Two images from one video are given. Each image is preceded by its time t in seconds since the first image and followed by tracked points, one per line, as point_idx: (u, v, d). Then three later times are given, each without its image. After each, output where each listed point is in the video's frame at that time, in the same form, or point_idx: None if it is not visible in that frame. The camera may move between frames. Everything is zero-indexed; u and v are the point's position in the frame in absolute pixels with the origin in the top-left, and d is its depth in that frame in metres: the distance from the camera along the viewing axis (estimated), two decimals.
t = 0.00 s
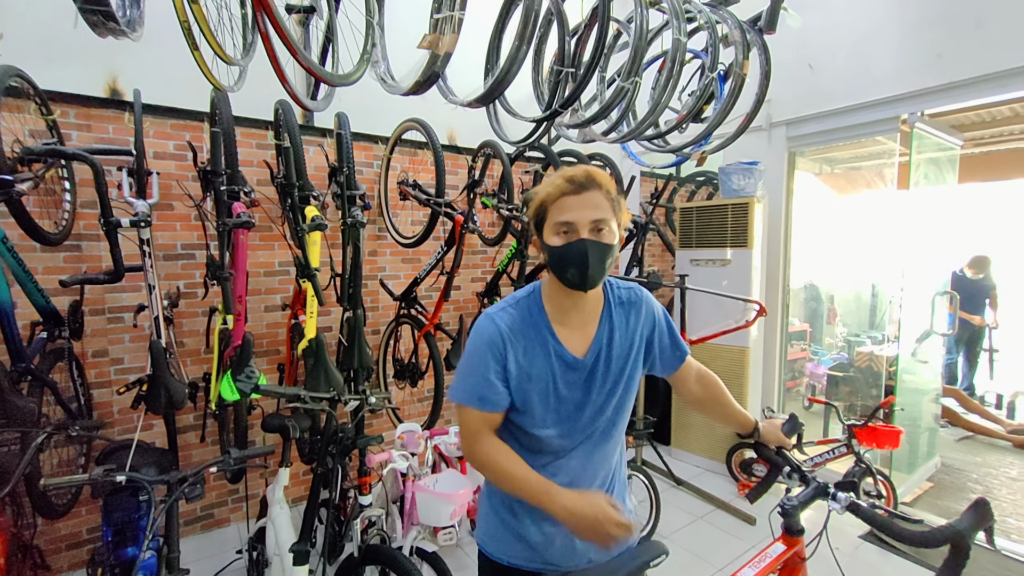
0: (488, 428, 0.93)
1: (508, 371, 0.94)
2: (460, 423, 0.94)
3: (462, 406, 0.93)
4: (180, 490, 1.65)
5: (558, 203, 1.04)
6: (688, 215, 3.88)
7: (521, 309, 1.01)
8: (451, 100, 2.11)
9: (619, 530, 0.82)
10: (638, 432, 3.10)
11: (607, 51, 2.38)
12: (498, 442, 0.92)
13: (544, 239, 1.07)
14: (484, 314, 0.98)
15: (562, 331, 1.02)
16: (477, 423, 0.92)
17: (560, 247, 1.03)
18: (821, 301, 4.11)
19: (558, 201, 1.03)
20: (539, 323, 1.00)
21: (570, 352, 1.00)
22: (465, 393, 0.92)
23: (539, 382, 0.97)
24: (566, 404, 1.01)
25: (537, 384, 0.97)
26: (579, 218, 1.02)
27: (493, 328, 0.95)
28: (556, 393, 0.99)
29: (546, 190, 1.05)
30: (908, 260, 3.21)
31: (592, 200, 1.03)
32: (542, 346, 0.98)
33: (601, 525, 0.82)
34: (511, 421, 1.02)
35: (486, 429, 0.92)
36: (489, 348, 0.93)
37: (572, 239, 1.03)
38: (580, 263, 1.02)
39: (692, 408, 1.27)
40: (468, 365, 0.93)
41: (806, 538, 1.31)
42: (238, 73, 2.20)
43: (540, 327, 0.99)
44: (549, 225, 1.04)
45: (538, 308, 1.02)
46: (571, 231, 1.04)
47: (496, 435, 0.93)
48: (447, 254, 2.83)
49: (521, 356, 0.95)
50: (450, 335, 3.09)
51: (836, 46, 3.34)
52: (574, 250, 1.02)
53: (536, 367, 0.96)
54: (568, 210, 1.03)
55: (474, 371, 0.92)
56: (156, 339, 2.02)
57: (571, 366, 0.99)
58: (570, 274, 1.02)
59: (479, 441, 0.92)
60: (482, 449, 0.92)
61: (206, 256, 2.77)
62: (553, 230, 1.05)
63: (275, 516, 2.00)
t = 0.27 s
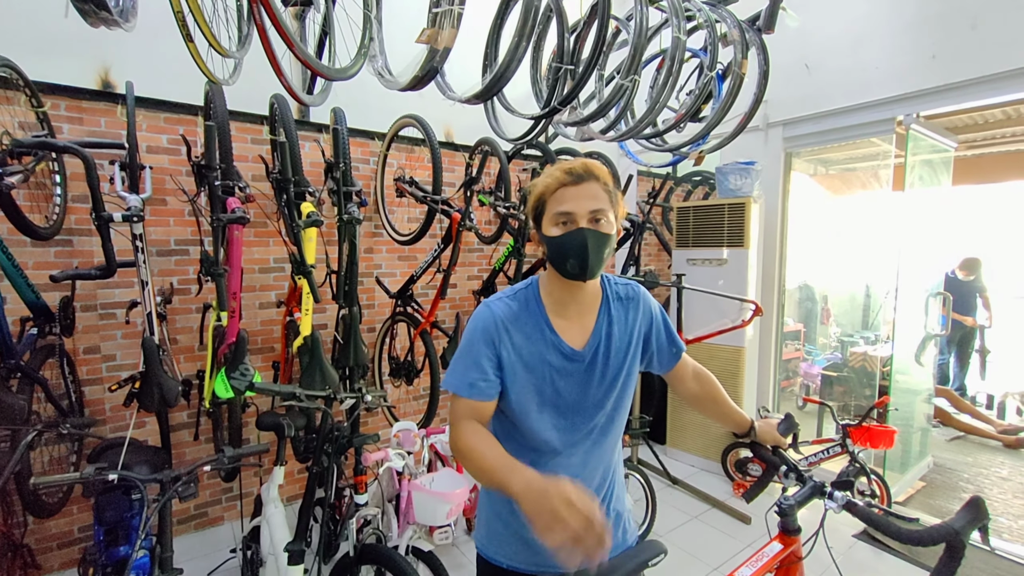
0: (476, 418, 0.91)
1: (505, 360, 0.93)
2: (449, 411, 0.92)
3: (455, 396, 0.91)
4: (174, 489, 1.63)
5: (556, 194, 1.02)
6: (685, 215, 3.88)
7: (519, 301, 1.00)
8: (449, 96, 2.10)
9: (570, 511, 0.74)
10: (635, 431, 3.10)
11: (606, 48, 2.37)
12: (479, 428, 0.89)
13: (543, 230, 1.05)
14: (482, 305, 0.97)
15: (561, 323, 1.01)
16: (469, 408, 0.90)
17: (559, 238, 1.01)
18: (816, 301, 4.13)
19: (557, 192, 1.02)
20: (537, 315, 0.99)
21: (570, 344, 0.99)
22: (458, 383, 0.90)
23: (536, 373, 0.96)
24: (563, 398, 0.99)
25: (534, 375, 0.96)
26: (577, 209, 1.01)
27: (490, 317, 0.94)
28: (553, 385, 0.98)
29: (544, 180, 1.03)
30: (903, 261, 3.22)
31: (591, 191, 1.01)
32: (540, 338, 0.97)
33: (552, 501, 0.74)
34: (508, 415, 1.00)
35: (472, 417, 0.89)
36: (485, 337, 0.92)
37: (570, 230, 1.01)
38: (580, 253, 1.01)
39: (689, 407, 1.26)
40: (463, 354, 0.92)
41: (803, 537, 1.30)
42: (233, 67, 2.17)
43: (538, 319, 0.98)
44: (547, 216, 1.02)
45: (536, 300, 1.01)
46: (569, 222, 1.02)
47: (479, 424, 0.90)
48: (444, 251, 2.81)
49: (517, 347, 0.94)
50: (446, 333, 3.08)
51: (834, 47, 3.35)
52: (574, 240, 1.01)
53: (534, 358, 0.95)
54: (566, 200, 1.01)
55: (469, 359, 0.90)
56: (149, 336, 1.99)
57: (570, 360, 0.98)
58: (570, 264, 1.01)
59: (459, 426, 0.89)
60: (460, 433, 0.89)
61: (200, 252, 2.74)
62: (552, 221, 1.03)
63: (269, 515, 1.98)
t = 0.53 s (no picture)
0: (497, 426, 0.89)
1: (504, 361, 0.92)
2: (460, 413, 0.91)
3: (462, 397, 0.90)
4: (173, 489, 1.62)
5: (558, 199, 1.03)
6: (684, 216, 3.89)
7: (518, 302, 0.99)
8: (451, 96, 2.09)
9: None
10: (633, 432, 3.10)
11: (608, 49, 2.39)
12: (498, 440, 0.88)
13: (542, 233, 1.07)
14: (481, 305, 0.97)
15: (558, 325, 1.01)
16: (470, 413, 0.89)
17: (558, 242, 1.02)
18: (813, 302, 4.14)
19: (557, 197, 1.03)
20: (535, 316, 0.99)
21: (566, 347, 0.98)
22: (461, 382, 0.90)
23: (534, 375, 0.95)
24: (559, 400, 0.99)
25: (531, 377, 0.95)
26: (578, 214, 1.02)
27: (490, 317, 0.94)
28: (550, 387, 0.97)
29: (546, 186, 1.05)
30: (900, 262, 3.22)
31: (592, 198, 1.02)
32: (538, 340, 0.97)
33: None
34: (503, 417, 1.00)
35: (491, 427, 0.88)
36: (485, 336, 0.91)
37: (569, 235, 1.03)
38: (577, 257, 1.01)
39: (685, 409, 1.26)
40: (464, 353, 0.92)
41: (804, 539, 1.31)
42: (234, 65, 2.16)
43: (536, 320, 0.98)
44: (547, 220, 1.04)
45: (534, 301, 1.01)
46: (568, 227, 1.03)
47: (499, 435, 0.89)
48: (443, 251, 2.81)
49: (516, 348, 0.94)
50: (445, 333, 3.07)
51: (833, 49, 3.36)
52: (572, 244, 1.02)
53: (531, 361, 0.94)
54: (566, 205, 1.02)
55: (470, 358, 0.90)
56: (147, 335, 1.98)
57: (566, 362, 0.98)
58: (565, 267, 1.01)
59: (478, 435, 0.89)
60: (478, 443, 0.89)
61: (198, 251, 2.72)
62: (552, 224, 1.04)
63: (268, 515, 1.96)
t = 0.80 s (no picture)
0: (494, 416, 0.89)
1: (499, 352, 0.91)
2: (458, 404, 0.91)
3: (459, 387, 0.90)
4: (165, 488, 1.60)
5: (579, 197, 1.01)
6: (677, 210, 3.90)
7: (513, 294, 0.99)
8: (445, 89, 2.07)
9: None
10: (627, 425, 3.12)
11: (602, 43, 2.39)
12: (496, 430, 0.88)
13: (556, 228, 1.04)
14: (476, 295, 0.97)
15: (552, 318, 1.01)
16: (467, 401, 0.89)
17: (572, 241, 1.01)
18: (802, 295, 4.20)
19: (581, 196, 1.01)
20: (529, 309, 0.98)
21: (558, 340, 0.98)
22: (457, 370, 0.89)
23: (527, 367, 0.95)
24: (552, 393, 0.98)
25: (524, 368, 0.95)
26: (598, 217, 1.00)
27: (485, 307, 0.94)
28: (542, 379, 0.97)
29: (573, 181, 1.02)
30: (888, 256, 3.27)
31: (612, 205, 1.01)
32: (532, 331, 0.97)
33: None
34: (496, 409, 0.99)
35: (488, 418, 0.88)
36: (480, 326, 0.91)
37: (584, 236, 1.01)
38: (584, 259, 1.00)
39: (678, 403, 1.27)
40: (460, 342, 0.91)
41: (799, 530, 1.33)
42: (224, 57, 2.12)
43: (530, 313, 0.98)
44: (565, 216, 1.02)
45: (529, 293, 1.01)
46: (584, 227, 1.01)
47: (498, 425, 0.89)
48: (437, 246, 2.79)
49: (511, 339, 0.94)
50: (439, 328, 3.06)
51: (824, 45, 3.37)
52: (585, 246, 1.00)
53: (524, 354, 0.94)
54: (589, 207, 1.01)
55: (466, 348, 0.90)
56: (136, 332, 1.94)
57: (558, 354, 0.97)
58: (569, 268, 1.00)
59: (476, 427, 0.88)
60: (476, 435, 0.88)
61: (187, 246, 2.68)
62: (567, 221, 1.02)
63: (262, 512, 1.95)
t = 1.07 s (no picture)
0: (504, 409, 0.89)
1: (510, 346, 0.91)
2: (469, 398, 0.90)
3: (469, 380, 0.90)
4: (172, 485, 1.60)
5: (608, 200, 0.97)
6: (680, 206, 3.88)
7: (524, 288, 0.98)
8: (449, 84, 2.06)
9: None
10: (630, 421, 3.12)
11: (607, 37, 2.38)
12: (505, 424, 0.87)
13: (582, 231, 0.99)
14: (487, 289, 0.96)
15: (562, 313, 1.00)
16: (476, 394, 0.88)
17: (603, 246, 0.98)
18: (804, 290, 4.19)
19: (613, 200, 0.97)
20: (540, 304, 0.98)
21: (568, 336, 0.98)
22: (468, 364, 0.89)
23: (537, 362, 0.94)
24: (562, 389, 0.98)
25: (534, 363, 0.94)
26: (628, 221, 0.98)
27: (497, 302, 0.93)
28: (552, 374, 0.96)
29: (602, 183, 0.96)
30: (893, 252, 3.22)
31: (639, 207, 1.00)
32: (542, 327, 0.96)
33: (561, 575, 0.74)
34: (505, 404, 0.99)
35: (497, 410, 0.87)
36: (492, 320, 0.91)
37: (616, 241, 0.98)
38: (616, 265, 1.00)
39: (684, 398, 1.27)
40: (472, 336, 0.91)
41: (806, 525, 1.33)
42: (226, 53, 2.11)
43: (540, 308, 0.97)
44: (595, 220, 0.98)
45: (539, 288, 1.00)
46: (616, 232, 0.98)
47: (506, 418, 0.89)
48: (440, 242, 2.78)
49: (521, 333, 0.93)
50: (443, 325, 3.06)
51: (829, 38, 3.35)
52: (617, 251, 0.99)
53: (535, 349, 0.94)
54: (620, 211, 0.97)
55: (478, 342, 0.89)
56: (141, 329, 1.94)
57: (567, 350, 0.97)
58: (603, 274, 0.99)
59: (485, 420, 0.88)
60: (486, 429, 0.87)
61: (190, 243, 2.67)
62: (597, 225, 0.98)
63: (268, 509, 1.95)
